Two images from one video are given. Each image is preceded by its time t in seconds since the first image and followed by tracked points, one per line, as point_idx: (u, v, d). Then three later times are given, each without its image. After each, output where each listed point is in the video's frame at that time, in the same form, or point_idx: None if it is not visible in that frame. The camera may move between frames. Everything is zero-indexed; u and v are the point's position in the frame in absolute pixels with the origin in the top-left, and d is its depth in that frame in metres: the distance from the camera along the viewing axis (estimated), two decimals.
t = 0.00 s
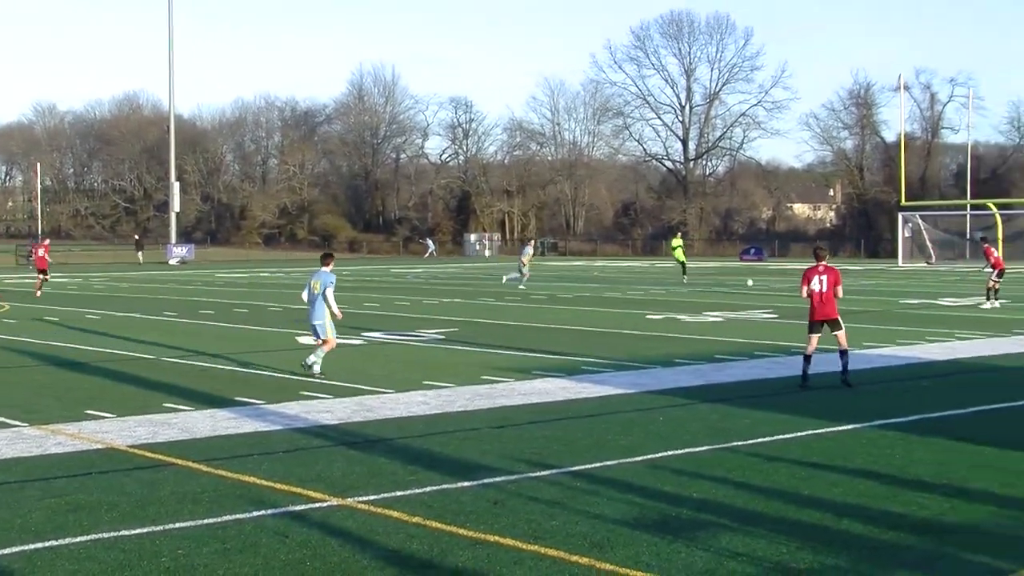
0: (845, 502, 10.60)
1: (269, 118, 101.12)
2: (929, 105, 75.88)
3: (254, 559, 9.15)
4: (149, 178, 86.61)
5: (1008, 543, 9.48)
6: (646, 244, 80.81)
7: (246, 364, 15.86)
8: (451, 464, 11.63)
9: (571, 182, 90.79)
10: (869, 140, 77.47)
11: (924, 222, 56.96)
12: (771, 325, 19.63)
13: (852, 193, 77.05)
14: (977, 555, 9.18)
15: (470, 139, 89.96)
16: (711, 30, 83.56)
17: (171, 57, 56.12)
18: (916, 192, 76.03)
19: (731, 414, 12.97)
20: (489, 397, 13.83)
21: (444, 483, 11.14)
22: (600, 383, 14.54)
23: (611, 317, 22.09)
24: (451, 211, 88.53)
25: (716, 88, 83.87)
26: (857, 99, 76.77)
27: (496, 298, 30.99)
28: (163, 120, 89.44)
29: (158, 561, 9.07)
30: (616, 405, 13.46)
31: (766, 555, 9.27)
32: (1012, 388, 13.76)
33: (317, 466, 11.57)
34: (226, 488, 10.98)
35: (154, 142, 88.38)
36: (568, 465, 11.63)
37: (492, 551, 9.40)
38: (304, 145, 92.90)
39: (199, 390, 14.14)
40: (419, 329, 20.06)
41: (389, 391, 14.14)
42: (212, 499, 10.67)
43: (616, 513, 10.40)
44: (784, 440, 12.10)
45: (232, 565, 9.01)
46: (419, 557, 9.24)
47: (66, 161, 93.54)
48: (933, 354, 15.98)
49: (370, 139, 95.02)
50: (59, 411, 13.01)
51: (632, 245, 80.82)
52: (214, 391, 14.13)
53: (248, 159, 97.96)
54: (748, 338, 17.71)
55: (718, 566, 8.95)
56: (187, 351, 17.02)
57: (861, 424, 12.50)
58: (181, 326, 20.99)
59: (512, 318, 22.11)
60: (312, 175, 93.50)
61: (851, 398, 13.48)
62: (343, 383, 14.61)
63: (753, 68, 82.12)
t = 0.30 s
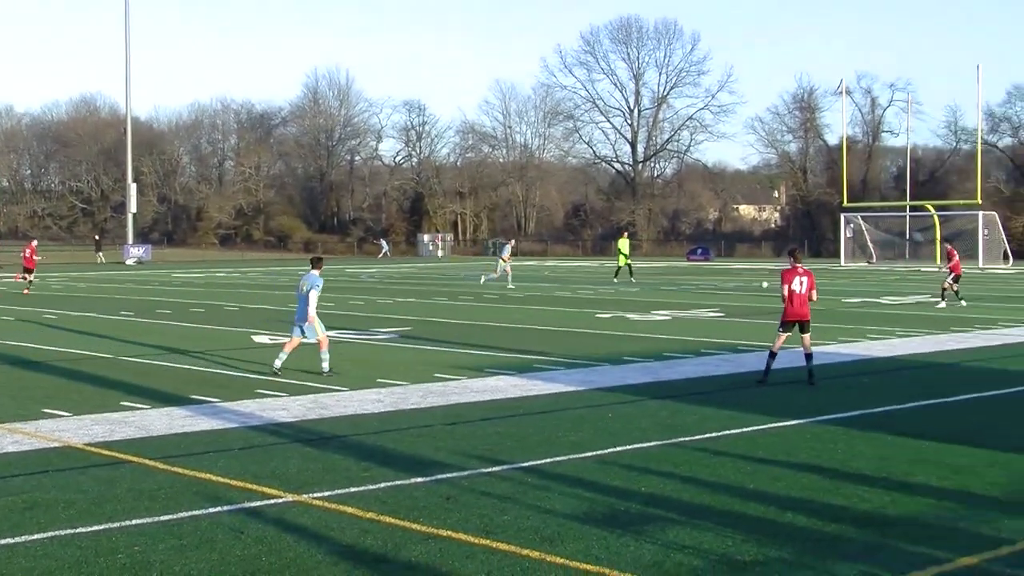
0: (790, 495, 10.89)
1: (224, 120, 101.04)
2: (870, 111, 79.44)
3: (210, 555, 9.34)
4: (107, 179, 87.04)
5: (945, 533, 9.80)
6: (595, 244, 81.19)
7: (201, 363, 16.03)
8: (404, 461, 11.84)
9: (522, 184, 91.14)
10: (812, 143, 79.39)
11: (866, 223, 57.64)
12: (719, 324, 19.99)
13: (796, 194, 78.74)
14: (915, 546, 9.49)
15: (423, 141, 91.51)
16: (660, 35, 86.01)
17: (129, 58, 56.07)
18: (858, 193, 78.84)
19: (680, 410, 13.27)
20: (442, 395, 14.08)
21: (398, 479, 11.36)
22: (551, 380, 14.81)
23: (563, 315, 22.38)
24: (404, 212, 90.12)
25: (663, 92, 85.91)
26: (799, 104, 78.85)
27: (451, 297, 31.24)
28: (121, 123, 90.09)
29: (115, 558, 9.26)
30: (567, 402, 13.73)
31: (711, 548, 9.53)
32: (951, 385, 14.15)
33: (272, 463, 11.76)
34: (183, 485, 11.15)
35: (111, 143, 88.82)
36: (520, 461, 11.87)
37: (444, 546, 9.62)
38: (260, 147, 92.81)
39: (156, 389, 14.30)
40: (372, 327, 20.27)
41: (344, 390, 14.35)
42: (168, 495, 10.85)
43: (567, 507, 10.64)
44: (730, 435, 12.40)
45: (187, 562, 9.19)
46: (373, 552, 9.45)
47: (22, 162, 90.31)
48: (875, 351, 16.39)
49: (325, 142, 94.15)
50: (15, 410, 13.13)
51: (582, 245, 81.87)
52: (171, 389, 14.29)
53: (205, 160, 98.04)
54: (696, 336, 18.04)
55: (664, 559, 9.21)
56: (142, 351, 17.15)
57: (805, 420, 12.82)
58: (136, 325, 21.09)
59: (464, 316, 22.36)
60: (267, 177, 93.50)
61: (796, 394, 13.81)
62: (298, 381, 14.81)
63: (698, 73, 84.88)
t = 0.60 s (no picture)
0: (745, 488, 11.18)
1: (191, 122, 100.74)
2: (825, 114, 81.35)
3: (177, 550, 9.54)
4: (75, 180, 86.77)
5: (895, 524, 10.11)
6: (557, 244, 82.53)
7: (166, 361, 16.16)
8: (367, 456, 12.05)
9: (485, 185, 90.10)
10: (768, 145, 81.08)
11: (819, 223, 58.84)
12: (676, 321, 20.30)
13: (752, 196, 80.54)
14: (865, 536, 9.79)
15: (387, 143, 93.11)
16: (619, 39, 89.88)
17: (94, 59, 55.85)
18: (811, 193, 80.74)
19: (638, 406, 13.55)
20: (405, 392, 14.30)
21: (362, 474, 11.57)
22: (513, 377, 15.08)
23: (524, 313, 22.63)
24: (369, 213, 90.81)
25: (623, 95, 89.45)
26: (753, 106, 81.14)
27: (413, 295, 31.41)
28: (88, 124, 89.82)
29: (83, 553, 9.45)
30: (528, 398, 13.99)
31: (669, 540, 9.80)
32: (902, 381, 14.52)
33: (239, 459, 11.95)
34: (150, 480, 11.33)
35: (80, 144, 88.41)
36: (482, 456, 12.10)
37: (408, 539, 9.85)
38: (226, 148, 92.44)
39: (121, 387, 14.45)
40: (335, 325, 20.45)
41: (310, 387, 14.56)
42: (134, 491, 11.01)
43: (529, 501, 10.88)
44: (688, 431, 12.69)
45: (155, 556, 9.40)
46: (337, 546, 9.65)
47: None
48: (829, 347, 16.77)
49: (290, 143, 94.56)
50: None
51: (544, 245, 82.86)
52: (136, 387, 14.44)
53: (172, 161, 97.59)
54: (654, 334, 18.34)
55: (623, 552, 9.46)
56: (107, 349, 17.26)
57: (760, 415, 13.14)
58: (100, 323, 21.22)
59: (425, 314, 22.61)
60: (233, 178, 93.17)
61: (751, 390, 14.15)
62: (263, 378, 14.99)
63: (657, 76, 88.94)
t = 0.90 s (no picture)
0: (729, 483, 11.44)
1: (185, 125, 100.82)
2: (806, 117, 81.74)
3: (172, 545, 9.78)
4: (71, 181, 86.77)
5: (874, 517, 10.38)
6: (546, 245, 82.82)
7: (160, 359, 16.40)
8: (359, 453, 12.28)
9: (474, 186, 90.61)
10: (751, 147, 82.28)
11: (802, 224, 59.12)
12: (663, 320, 20.59)
13: (736, 197, 81.42)
14: (846, 530, 10.05)
15: (379, 146, 92.65)
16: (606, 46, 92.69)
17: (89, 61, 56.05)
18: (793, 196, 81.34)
19: (625, 403, 13.81)
20: (396, 389, 14.53)
21: (354, 471, 11.81)
22: (502, 374, 15.35)
23: (514, 313, 22.87)
24: (361, 214, 91.26)
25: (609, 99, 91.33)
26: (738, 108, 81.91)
27: (402, 295, 31.67)
28: (84, 127, 90.24)
29: (79, 547, 9.67)
30: (516, 396, 14.24)
31: (655, 534, 10.05)
32: (882, 378, 14.81)
33: (233, 455, 12.18)
34: (145, 476, 11.56)
35: (76, 147, 88.36)
36: (471, 452, 12.35)
37: (398, 534, 10.10)
38: (221, 150, 92.68)
39: (119, 384, 14.68)
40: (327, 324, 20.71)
41: (303, 384, 14.82)
42: (129, 488, 11.24)
43: (517, 496, 11.13)
44: (674, 428, 12.96)
45: (150, 550, 9.63)
46: (330, 541, 9.89)
47: None
48: (812, 346, 17.06)
49: (283, 146, 94.32)
50: None
51: (532, 245, 83.33)
52: (133, 385, 14.68)
53: (167, 163, 97.46)
54: (641, 332, 18.62)
55: (608, 546, 9.71)
56: (102, 348, 17.48)
57: (744, 412, 13.42)
58: (96, 322, 21.48)
59: (414, 313, 22.88)
60: (227, 180, 93.32)
61: (735, 387, 14.43)
62: (257, 376, 15.21)
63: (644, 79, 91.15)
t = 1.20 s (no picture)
0: (713, 477, 11.70)
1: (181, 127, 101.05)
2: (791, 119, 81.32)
3: (167, 539, 10.00)
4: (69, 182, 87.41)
5: (855, 511, 10.63)
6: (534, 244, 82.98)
7: (155, 356, 16.61)
8: (350, 449, 12.53)
9: (464, 187, 91.25)
10: (735, 148, 82.63)
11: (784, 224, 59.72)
12: (649, 318, 20.84)
13: (721, 197, 81.60)
14: (828, 523, 10.30)
15: (370, 146, 92.68)
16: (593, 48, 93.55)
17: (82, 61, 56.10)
18: (777, 195, 81.92)
19: (612, 399, 14.07)
20: (387, 386, 14.77)
21: (345, 466, 12.04)
22: (490, 371, 15.59)
23: (501, 310, 23.11)
24: (352, 214, 91.19)
25: (595, 100, 91.69)
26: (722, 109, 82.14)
27: (391, 293, 31.89)
28: (81, 128, 90.62)
29: (76, 541, 9.89)
30: (505, 392, 14.48)
31: (640, 528, 10.30)
32: (863, 375, 15.11)
33: (226, 451, 12.41)
34: (140, 472, 11.79)
35: (72, 148, 89.49)
36: (460, 448, 12.60)
37: (390, 528, 10.33)
38: (215, 150, 92.63)
39: (114, 381, 14.91)
40: (318, 322, 20.92)
41: (295, 381, 15.06)
42: (124, 483, 11.46)
43: (506, 491, 11.37)
44: (659, 424, 13.21)
45: (146, 544, 9.86)
46: (322, 536, 10.13)
47: None
48: (795, 343, 17.35)
49: (276, 147, 94.81)
50: None
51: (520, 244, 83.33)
52: (128, 381, 14.91)
53: (162, 164, 97.54)
54: (628, 330, 18.87)
55: (595, 540, 9.97)
56: (97, 345, 17.67)
57: (728, 408, 13.68)
58: (90, 321, 21.67)
59: (403, 312, 23.10)
60: (221, 180, 93.19)
61: (719, 383, 14.69)
62: (250, 374, 15.45)
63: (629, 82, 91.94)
